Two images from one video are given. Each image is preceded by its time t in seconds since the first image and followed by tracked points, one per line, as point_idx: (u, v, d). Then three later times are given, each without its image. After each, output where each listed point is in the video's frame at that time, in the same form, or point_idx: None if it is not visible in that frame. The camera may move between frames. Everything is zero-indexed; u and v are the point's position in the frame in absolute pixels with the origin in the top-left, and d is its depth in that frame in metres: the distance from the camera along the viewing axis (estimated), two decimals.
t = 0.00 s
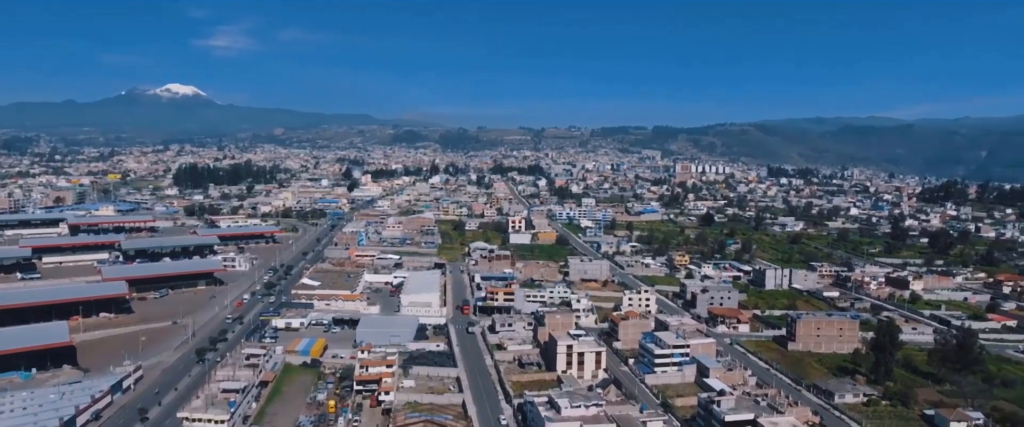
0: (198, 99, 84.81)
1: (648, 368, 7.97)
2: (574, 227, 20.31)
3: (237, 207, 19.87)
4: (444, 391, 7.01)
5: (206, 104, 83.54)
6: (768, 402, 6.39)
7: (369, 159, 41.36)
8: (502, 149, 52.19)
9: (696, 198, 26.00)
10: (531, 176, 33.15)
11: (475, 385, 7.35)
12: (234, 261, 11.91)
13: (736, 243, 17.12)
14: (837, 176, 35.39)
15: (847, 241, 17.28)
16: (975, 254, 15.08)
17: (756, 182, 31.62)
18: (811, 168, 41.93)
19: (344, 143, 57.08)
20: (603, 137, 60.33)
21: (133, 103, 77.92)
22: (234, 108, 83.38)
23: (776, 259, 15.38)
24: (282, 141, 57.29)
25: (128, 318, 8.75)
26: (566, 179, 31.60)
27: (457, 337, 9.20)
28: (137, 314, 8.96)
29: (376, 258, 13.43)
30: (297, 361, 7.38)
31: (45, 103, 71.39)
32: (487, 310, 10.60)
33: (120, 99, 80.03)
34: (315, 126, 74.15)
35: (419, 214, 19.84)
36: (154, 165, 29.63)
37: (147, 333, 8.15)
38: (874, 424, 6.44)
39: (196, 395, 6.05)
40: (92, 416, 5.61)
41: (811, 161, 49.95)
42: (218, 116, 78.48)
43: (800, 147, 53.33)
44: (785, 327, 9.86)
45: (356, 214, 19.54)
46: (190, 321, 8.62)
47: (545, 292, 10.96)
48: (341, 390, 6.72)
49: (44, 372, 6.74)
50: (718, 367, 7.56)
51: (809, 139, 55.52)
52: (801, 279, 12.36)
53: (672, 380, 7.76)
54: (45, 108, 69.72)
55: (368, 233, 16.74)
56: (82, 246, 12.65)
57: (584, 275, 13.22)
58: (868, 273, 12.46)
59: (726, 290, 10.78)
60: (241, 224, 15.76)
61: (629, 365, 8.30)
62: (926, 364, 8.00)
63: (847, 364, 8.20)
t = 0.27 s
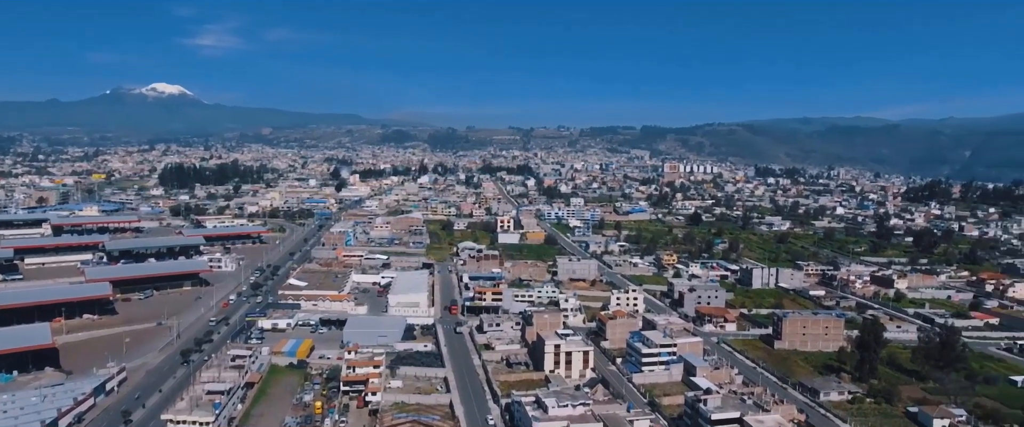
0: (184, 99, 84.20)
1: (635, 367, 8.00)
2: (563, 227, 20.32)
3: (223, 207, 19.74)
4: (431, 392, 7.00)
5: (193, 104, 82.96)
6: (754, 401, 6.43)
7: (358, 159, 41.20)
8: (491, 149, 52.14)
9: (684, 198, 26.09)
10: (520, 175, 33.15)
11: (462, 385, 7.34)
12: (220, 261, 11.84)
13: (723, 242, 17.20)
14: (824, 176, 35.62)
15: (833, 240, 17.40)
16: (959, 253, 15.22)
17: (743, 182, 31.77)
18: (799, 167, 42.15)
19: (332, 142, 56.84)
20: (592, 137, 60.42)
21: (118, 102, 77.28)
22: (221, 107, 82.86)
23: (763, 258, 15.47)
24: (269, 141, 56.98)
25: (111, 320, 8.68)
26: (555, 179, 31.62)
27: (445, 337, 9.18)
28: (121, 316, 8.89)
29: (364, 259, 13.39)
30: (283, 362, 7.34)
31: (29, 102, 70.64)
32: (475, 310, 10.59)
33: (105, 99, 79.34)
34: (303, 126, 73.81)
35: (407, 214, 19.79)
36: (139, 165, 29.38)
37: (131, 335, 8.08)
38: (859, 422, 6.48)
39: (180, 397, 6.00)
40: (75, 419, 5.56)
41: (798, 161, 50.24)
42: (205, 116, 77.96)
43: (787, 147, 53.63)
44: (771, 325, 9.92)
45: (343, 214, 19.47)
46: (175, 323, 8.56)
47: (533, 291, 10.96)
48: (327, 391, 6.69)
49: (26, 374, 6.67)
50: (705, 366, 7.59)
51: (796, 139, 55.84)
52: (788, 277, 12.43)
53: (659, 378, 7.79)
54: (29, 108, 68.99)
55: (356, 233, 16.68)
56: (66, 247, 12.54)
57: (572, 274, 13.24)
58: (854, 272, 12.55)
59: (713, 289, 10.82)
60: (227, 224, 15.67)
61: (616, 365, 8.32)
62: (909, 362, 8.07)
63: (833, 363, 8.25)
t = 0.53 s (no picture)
0: (171, 98, 83.58)
1: (622, 366, 8.01)
2: (552, 226, 20.33)
3: (209, 207, 19.61)
4: (419, 392, 6.99)
5: (179, 103, 82.38)
6: (740, 399, 6.46)
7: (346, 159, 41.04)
8: (480, 149, 52.09)
9: (673, 198, 26.17)
10: (509, 175, 33.15)
11: (450, 386, 7.33)
12: (206, 262, 11.76)
13: (711, 241, 17.27)
14: (811, 176, 35.83)
15: (820, 239, 17.51)
16: (943, 251, 15.36)
17: (731, 181, 31.92)
18: (786, 167, 42.38)
19: (320, 142, 56.59)
20: (581, 137, 60.49)
21: (104, 102, 76.60)
22: (208, 107, 82.34)
23: (750, 257, 15.54)
24: (257, 141, 56.67)
25: (95, 322, 8.60)
26: (544, 179, 31.63)
27: (433, 337, 9.16)
28: (104, 317, 8.81)
29: (352, 259, 13.35)
30: (269, 363, 7.30)
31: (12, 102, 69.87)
32: (463, 310, 10.58)
33: (90, 98, 78.61)
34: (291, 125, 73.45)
35: (395, 214, 19.74)
36: (125, 165, 29.12)
37: (115, 337, 8.01)
38: (844, 419, 6.53)
39: (165, 399, 5.96)
40: (57, 421, 5.51)
41: (786, 160, 50.51)
42: (192, 115, 77.43)
43: (774, 147, 53.92)
44: (758, 324, 9.96)
45: (331, 214, 19.40)
46: (160, 324, 8.50)
47: (521, 291, 10.96)
48: (313, 392, 6.66)
49: (8, 377, 6.60)
50: (691, 365, 7.62)
51: (783, 139, 56.15)
52: (774, 276, 12.50)
53: (647, 377, 7.80)
54: (13, 107, 68.23)
55: (344, 234, 16.63)
56: (49, 248, 12.42)
57: (560, 274, 13.26)
58: (840, 270, 12.63)
59: (701, 288, 10.85)
60: (213, 224, 15.57)
61: (604, 364, 8.33)
62: (894, 360, 8.13)
63: (818, 361, 8.31)
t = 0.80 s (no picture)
0: (157, 98, 82.95)
1: (610, 365, 8.03)
2: (540, 226, 20.35)
3: (195, 207, 19.48)
4: (406, 393, 6.98)
5: (166, 103, 81.79)
6: (727, 397, 6.50)
7: (334, 159, 40.87)
8: (468, 149, 51.99)
9: (661, 197, 26.26)
10: (498, 175, 33.14)
11: (437, 385, 7.32)
12: (192, 263, 11.69)
13: (698, 241, 17.34)
14: (798, 175, 36.05)
15: (806, 238, 17.62)
16: (927, 250, 15.49)
17: (718, 181, 32.06)
18: (773, 167, 42.61)
19: (308, 142, 56.32)
20: (569, 137, 60.57)
21: (89, 101, 75.91)
22: (194, 106, 81.81)
23: (737, 256, 15.62)
24: (244, 141, 56.36)
25: (78, 323, 8.52)
26: (533, 179, 31.65)
27: (421, 337, 9.14)
28: (87, 319, 8.73)
29: (339, 260, 13.30)
30: (255, 364, 7.26)
31: None
32: (451, 310, 10.56)
33: (75, 97, 77.87)
34: (278, 125, 73.07)
35: (384, 214, 19.70)
36: (109, 165, 28.87)
37: (98, 338, 7.94)
38: (829, 416, 6.57)
39: (149, 401, 5.92)
40: (39, 424, 5.45)
41: (773, 160, 50.77)
42: (178, 115, 76.88)
43: (761, 146, 54.19)
44: (744, 323, 10.02)
45: (318, 215, 19.32)
46: (144, 325, 8.43)
47: (509, 291, 10.97)
48: (300, 393, 6.62)
49: None
50: (678, 363, 7.65)
51: (770, 139, 56.44)
52: (761, 275, 12.56)
53: (635, 376, 7.82)
54: None
55: (332, 234, 16.58)
56: (31, 249, 12.30)
57: (549, 274, 13.27)
58: (826, 269, 12.71)
59: (688, 287, 10.89)
60: (199, 225, 15.47)
61: (592, 363, 8.34)
62: (878, 358, 8.20)
63: (804, 359, 8.36)
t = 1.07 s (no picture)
0: (143, 97, 82.31)
1: (598, 365, 8.04)
2: (529, 226, 20.36)
3: (181, 207, 19.34)
4: (393, 393, 6.96)
5: (152, 102, 81.18)
6: (713, 396, 6.52)
7: (322, 158, 40.68)
8: (458, 149, 51.98)
9: (649, 197, 26.33)
10: (487, 175, 33.12)
11: (425, 386, 7.30)
12: (176, 263, 11.59)
13: (686, 240, 17.41)
14: (785, 175, 36.26)
15: (793, 238, 17.73)
16: (912, 249, 15.62)
17: (706, 181, 32.17)
18: (761, 167, 42.84)
19: (296, 141, 56.10)
20: (558, 137, 60.63)
21: (74, 100, 75.22)
22: (181, 106, 81.25)
23: (724, 256, 15.69)
24: (231, 140, 56.01)
25: (60, 325, 8.44)
26: (521, 178, 31.65)
27: (408, 338, 9.12)
28: (70, 321, 8.65)
29: (326, 260, 13.25)
30: (241, 365, 7.22)
31: None
32: (439, 310, 10.54)
33: (60, 96, 77.14)
34: (266, 125, 72.72)
35: (372, 214, 19.64)
36: (94, 165, 28.60)
37: (81, 340, 7.86)
38: (814, 414, 6.61)
39: (132, 404, 5.86)
40: None
41: (760, 160, 51.04)
42: (165, 114, 76.32)
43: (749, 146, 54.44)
44: (731, 322, 10.06)
45: (306, 214, 19.23)
46: (128, 327, 8.36)
47: (497, 291, 10.96)
48: (286, 395, 6.58)
49: None
50: (666, 362, 7.67)
51: (758, 139, 56.73)
52: (748, 274, 12.62)
53: (622, 376, 7.84)
54: None
55: (319, 234, 16.51)
56: (13, 250, 12.16)
57: (537, 273, 13.28)
58: (812, 268, 12.80)
59: (675, 287, 10.92)
60: (185, 225, 15.36)
61: (579, 363, 8.35)
62: (863, 356, 8.26)
63: (790, 358, 8.41)
